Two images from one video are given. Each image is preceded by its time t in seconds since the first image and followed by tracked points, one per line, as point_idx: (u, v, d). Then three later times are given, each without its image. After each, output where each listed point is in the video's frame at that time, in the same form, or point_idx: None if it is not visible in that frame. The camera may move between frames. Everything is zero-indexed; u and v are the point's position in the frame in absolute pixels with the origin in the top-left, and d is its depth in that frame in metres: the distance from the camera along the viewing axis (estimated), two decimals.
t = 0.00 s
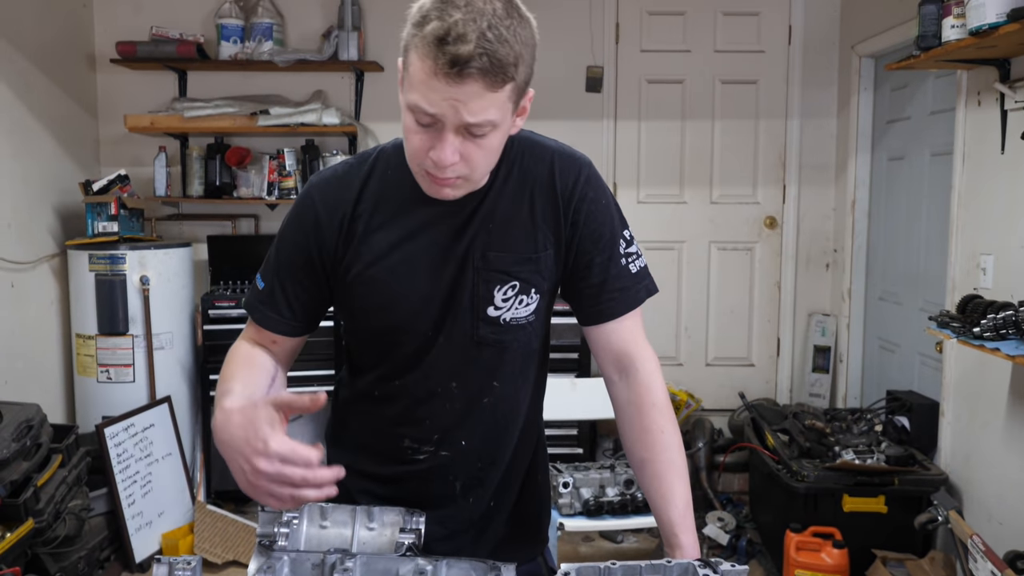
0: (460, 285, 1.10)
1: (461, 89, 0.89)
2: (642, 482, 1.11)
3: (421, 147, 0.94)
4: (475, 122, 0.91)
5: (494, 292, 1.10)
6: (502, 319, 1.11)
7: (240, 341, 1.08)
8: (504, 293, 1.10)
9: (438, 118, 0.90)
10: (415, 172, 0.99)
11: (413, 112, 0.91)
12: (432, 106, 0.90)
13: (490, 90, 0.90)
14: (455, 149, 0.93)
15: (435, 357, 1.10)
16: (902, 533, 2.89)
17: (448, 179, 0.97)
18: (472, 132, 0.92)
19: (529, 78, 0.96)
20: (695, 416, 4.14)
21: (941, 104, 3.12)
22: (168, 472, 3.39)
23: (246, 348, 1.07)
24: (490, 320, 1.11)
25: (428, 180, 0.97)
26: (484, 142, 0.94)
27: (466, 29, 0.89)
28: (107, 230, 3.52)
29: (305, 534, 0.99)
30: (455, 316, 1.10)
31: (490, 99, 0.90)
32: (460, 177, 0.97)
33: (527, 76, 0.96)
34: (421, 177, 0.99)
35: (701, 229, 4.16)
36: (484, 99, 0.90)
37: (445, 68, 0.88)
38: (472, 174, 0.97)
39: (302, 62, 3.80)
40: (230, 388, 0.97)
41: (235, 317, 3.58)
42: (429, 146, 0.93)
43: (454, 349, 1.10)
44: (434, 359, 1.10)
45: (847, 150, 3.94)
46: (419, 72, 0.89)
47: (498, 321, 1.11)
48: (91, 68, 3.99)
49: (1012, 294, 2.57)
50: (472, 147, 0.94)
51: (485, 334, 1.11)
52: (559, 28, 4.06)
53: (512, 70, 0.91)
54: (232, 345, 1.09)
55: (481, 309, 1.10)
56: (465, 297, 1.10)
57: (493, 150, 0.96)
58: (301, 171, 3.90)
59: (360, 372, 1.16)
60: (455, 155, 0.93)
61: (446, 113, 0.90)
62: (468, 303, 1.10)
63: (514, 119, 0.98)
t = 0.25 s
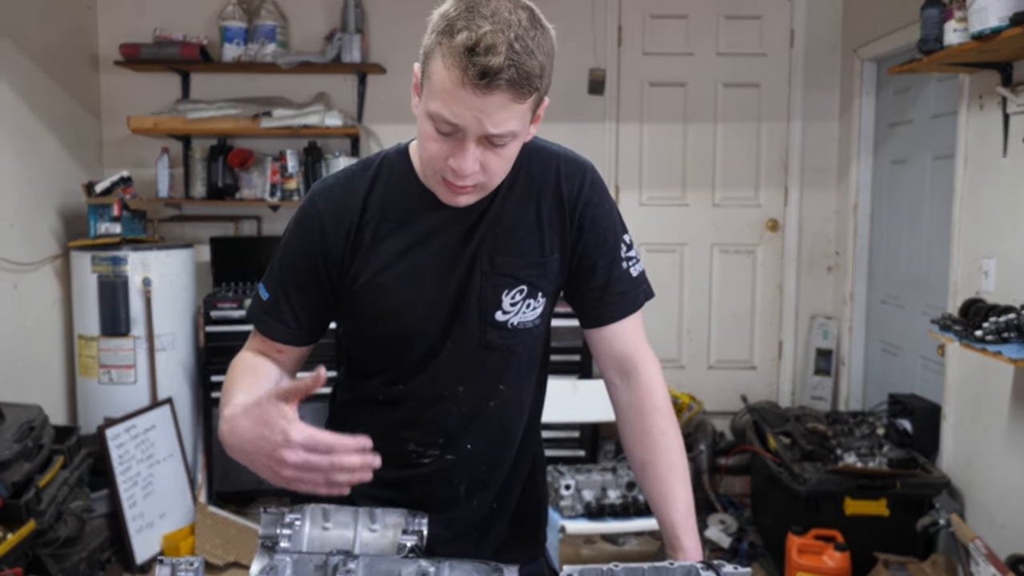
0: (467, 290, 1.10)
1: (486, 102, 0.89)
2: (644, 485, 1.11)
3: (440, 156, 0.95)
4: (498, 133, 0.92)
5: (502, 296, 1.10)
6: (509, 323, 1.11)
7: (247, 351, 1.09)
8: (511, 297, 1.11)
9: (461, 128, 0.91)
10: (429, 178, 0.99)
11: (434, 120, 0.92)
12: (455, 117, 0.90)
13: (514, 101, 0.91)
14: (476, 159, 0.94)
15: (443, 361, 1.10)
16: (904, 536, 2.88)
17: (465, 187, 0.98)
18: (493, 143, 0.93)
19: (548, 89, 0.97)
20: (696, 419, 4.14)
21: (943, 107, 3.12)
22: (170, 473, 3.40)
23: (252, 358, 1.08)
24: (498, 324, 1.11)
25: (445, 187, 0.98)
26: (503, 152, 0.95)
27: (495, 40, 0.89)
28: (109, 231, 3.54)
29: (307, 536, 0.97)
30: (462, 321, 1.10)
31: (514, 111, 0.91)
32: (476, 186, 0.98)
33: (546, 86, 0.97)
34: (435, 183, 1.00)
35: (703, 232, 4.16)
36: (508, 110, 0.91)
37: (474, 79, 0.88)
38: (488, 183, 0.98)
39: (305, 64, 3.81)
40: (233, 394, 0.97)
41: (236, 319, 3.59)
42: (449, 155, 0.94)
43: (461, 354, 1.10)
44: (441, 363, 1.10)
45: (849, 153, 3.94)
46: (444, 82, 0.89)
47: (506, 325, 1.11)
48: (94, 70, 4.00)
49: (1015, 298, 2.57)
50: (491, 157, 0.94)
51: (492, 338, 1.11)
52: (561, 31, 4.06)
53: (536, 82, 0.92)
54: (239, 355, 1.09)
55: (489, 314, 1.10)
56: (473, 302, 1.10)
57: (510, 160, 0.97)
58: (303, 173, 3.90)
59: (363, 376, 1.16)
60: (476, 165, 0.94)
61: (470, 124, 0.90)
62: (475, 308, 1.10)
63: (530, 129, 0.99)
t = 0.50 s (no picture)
0: (470, 290, 1.10)
1: (491, 105, 0.89)
2: (647, 485, 1.11)
3: (444, 157, 0.95)
4: (502, 137, 0.92)
5: (505, 296, 1.11)
6: (512, 323, 1.12)
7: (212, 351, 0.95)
8: (514, 297, 1.11)
9: (466, 131, 0.91)
10: (433, 179, 1.00)
11: (438, 122, 0.92)
12: (460, 120, 0.90)
13: (519, 105, 0.91)
14: (479, 161, 0.94)
15: (446, 361, 1.11)
16: (907, 539, 2.88)
17: (467, 188, 0.99)
18: (496, 146, 0.94)
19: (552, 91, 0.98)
20: (699, 421, 4.13)
21: (947, 109, 3.12)
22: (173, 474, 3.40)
23: (216, 358, 0.94)
24: (500, 323, 1.11)
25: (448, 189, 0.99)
26: (506, 155, 0.95)
27: (500, 43, 0.89)
28: (114, 232, 3.53)
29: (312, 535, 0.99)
30: (465, 321, 1.10)
31: (518, 115, 0.92)
32: (479, 187, 0.98)
33: (551, 89, 0.97)
34: (438, 184, 1.01)
35: (706, 234, 4.16)
36: (513, 114, 0.91)
37: (479, 83, 0.88)
38: (492, 185, 0.99)
39: (308, 66, 3.82)
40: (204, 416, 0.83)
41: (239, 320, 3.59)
42: (453, 157, 0.95)
43: (464, 353, 1.11)
44: (444, 363, 1.11)
45: (852, 155, 3.94)
46: (449, 85, 0.89)
47: (508, 325, 1.12)
48: (97, 71, 4.01)
49: (1019, 300, 2.57)
50: (495, 159, 0.95)
51: (495, 337, 1.11)
52: (564, 33, 4.07)
53: (541, 86, 0.92)
54: (203, 353, 0.96)
55: (491, 313, 1.11)
56: (476, 301, 1.10)
57: (513, 162, 0.98)
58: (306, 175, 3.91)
59: (365, 375, 1.16)
60: (479, 167, 0.95)
61: (474, 128, 0.91)
62: (478, 307, 1.10)
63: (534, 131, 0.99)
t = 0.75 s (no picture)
0: (472, 288, 1.11)
1: (487, 97, 0.89)
2: (647, 484, 1.11)
3: (443, 152, 0.95)
4: (499, 129, 0.92)
5: (506, 294, 1.11)
6: (512, 321, 1.12)
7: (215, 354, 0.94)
8: (515, 296, 1.11)
9: (463, 124, 0.91)
10: (433, 174, 1.00)
11: (435, 116, 0.92)
12: (456, 113, 0.90)
13: (516, 96, 0.91)
14: (477, 155, 0.94)
15: (447, 359, 1.11)
16: (908, 539, 2.88)
17: (467, 183, 0.99)
18: (494, 138, 0.94)
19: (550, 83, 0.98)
20: (701, 421, 4.13)
21: (951, 110, 3.12)
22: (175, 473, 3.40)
23: (217, 365, 0.93)
24: (501, 322, 1.11)
25: (447, 184, 0.99)
26: (504, 148, 0.95)
27: (496, 34, 0.89)
28: (114, 231, 3.56)
29: (313, 534, 0.98)
30: (466, 319, 1.10)
31: (515, 106, 0.91)
32: (479, 181, 0.98)
33: (549, 80, 0.97)
34: (438, 179, 1.01)
35: (708, 234, 4.16)
36: (509, 106, 0.91)
37: (475, 74, 0.88)
38: (491, 178, 0.99)
39: (310, 65, 3.82)
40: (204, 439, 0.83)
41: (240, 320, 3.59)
42: (451, 150, 0.95)
43: (465, 352, 1.11)
44: (446, 361, 1.11)
45: (855, 155, 3.94)
46: (445, 78, 0.89)
47: (509, 323, 1.12)
48: (99, 70, 4.01)
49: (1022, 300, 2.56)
50: (493, 153, 0.95)
51: (496, 336, 1.11)
52: (567, 32, 4.07)
53: (538, 77, 0.92)
54: (205, 355, 0.94)
55: (492, 312, 1.11)
56: (477, 300, 1.10)
57: (512, 155, 0.98)
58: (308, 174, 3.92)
59: (366, 374, 1.16)
60: (477, 161, 0.95)
61: (471, 120, 0.91)
62: (479, 306, 1.10)
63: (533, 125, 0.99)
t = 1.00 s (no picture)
0: (473, 288, 1.10)
1: (493, 59, 0.89)
2: (649, 483, 1.11)
3: (451, 129, 0.94)
4: (507, 94, 0.92)
5: (508, 293, 1.10)
6: (514, 321, 1.12)
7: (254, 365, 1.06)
8: (517, 294, 1.11)
9: (471, 92, 0.91)
10: (441, 160, 0.98)
11: (442, 90, 0.92)
12: (463, 81, 0.90)
13: (521, 59, 0.91)
14: (487, 124, 0.93)
15: (449, 359, 1.10)
16: (909, 538, 2.88)
17: (478, 160, 0.97)
18: (502, 106, 0.93)
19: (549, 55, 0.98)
20: (701, 419, 4.13)
21: (952, 108, 3.11)
22: (176, 471, 3.41)
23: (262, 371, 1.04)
24: (503, 321, 1.11)
25: (457, 164, 0.97)
26: (513, 118, 0.94)
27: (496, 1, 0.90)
28: (115, 229, 3.56)
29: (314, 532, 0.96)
30: (468, 319, 1.10)
31: (521, 69, 0.91)
32: (489, 157, 0.96)
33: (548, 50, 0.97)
34: (445, 164, 0.99)
35: (709, 233, 4.16)
36: (515, 68, 0.91)
37: (481, 35, 0.88)
38: (501, 153, 0.97)
39: (311, 63, 3.82)
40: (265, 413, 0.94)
41: (242, 318, 3.59)
42: (459, 125, 0.93)
43: (467, 351, 1.10)
44: (447, 361, 1.10)
45: (856, 154, 3.94)
46: (450, 47, 0.90)
47: (511, 322, 1.12)
48: (100, 68, 4.01)
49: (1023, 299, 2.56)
50: (502, 123, 0.94)
51: (497, 335, 1.11)
52: (568, 30, 4.06)
53: (541, 39, 0.92)
54: (247, 369, 1.06)
55: (494, 311, 1.10)
56: (478, 299, 1.10)
57: (520, 126, 0.96)
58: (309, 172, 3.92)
59: (367, 373, 1.16)
60: (487, 131, 0.93)
61: (479, 86, 0.90)
62: (480, 305, 1.10)
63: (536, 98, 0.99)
